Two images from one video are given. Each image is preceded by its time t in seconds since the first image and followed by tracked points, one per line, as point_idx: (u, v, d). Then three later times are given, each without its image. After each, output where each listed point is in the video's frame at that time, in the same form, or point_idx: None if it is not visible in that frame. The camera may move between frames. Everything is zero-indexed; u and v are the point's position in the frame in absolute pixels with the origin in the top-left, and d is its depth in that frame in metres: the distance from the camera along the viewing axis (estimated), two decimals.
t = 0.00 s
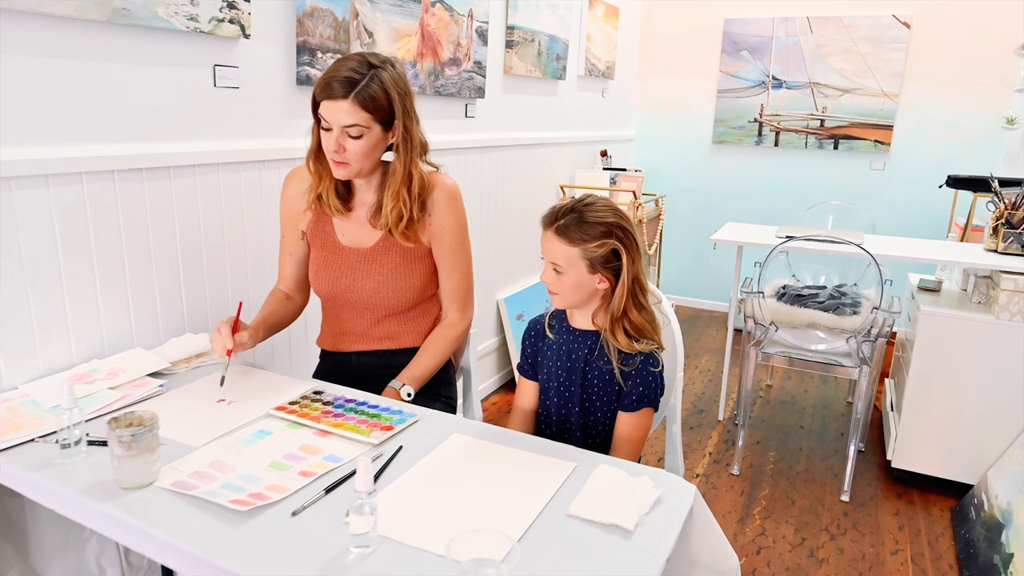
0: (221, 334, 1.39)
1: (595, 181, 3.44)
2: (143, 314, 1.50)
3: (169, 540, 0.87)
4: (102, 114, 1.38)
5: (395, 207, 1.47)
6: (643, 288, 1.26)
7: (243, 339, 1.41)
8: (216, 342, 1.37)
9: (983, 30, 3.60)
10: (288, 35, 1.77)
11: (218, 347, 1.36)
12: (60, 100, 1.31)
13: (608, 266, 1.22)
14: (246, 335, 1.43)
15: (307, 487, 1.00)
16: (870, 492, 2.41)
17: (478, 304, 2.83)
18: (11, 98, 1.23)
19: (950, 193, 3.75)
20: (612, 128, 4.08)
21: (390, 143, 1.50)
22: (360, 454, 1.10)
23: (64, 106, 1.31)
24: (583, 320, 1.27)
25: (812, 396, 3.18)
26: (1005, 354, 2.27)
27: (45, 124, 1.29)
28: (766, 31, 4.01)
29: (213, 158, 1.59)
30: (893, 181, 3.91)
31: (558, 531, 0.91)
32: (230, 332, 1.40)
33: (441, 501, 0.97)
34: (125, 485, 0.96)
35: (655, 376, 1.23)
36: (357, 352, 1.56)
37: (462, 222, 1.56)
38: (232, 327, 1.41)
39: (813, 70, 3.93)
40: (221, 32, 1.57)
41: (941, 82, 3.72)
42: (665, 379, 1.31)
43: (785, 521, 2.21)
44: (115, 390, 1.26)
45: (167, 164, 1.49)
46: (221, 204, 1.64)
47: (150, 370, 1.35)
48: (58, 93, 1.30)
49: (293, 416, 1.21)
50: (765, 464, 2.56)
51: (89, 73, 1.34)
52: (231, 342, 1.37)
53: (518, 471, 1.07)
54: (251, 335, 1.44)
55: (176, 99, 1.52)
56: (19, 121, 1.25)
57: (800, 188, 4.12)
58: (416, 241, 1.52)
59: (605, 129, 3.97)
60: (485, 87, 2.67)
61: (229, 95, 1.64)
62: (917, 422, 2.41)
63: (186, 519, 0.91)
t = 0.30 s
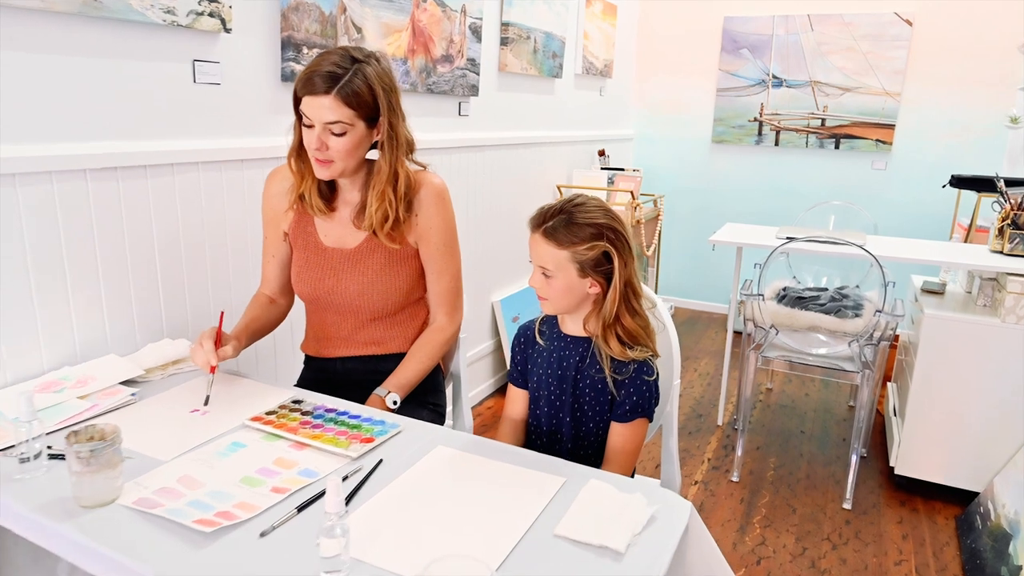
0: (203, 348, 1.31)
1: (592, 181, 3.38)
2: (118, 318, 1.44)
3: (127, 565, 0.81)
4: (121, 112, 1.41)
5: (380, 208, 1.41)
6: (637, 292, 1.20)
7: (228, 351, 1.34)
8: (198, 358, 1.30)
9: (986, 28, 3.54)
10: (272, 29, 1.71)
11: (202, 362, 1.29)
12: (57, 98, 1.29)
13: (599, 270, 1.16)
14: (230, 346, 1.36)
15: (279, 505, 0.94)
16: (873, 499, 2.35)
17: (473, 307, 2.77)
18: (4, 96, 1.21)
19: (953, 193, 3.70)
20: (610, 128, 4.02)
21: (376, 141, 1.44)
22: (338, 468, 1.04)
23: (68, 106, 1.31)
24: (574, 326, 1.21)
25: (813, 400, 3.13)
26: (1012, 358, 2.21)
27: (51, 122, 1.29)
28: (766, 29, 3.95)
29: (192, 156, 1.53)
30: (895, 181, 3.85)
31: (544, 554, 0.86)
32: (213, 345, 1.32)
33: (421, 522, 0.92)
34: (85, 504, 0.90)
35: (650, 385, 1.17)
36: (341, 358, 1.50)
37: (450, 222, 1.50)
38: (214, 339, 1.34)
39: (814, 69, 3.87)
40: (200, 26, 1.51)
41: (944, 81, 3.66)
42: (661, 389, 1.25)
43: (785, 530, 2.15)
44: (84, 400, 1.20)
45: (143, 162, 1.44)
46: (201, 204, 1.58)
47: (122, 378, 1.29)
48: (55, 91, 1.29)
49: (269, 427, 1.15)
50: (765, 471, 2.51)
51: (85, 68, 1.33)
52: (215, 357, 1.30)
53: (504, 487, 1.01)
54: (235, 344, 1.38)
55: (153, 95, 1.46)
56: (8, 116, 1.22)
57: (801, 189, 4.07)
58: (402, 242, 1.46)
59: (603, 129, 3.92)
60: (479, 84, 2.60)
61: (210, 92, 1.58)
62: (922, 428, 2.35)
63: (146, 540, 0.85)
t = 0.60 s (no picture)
0: (179, 350, 1.26)
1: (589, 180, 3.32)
2: (92, 320, 1.39)
3: None
4: (117, 112, 1.39)
5: (365, 206, 1.35)
6: (629, 295, 1.15)
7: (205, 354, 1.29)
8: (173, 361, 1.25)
9: (989, 25, 3.49)
10: (255, 23, 1.66)
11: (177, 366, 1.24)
12: (57, 99, 1.29)
13: (589, 272, 1.10)
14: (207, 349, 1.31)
15: (248, 521, 0.88)
16: (874, 505, 2.30)
17: (467, 308, 2.71)
18: (4, 95, 1.21)
19: (955, 192, 3.65)
20: (608, 126, 3.97)
21: (361, 137, 1.37)
22: (314, 480, 0.99)
23: (67, 106, 1.30)
24: (564, 330, 1.16)
25: (814, 402, 3.08)
26: (1017, 361, 2.16)
27: (48, 121, 1.28)
28: (766, 26, 3.90)
29: (171, 153, 1.48)
30: (897, 180, 3.80)
31: None
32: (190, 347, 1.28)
33: (398, 541, 0.87)
34: (42, 520, 0.85)
35: (643, 393, 1.12)
36: (325, 362, 1.45)
37: (438, 222, 1.45)
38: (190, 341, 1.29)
39: (814, 66, 3.82)
40: (179, 19, 1.46)
41: (947, 78, 3.61)
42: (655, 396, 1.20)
43: (785, 537, 2.09)
44: (51, 407, 1.15)
45: (118, 159, 1.38)
46: (180, 202, 1.52)
47: (93, 385, 1.24)
48: (55, 91, 1.28)
49: (244, 436, 1.10)
50: (765, 475, 2.45)
51: (83, 66, 1.32)
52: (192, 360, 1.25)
53: (488, 502, 0.96)
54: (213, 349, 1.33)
55: (132, 91, 1.41)
56: (8, 116, 1.21)
57: (801, 188, 4.01)
58: (388, 242, 1.40)
59: (601, 127, 3.86)
60: (473, 81, 2.53)
61: (190, 87, 1.53)
62: (925, 433, 2.30)
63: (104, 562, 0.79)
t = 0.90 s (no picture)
0: (146, 354, 1.22)
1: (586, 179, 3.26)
2: (61, 324, 1.34)
3: None
4: (109, 110, 1.38)
5: (346, 207, 1.30)
6: (616, 299, 1.10)
7: (174, 358, 1.25)
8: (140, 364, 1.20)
9: (992, 21, 3.43)
10: (236, 16, 1.60)
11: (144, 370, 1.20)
12: (56, 99, 1.28)
13: (574, 276, 1.06)
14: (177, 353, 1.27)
15: (207, 542, 0.84)
16: (874, 512, 2.25)
17: (459, 309, 2.66)
18: (4, 95, 1.20)
19: (957, 191, 3.59)
20: (605, 125, 3.92)
21: (341, 134, 1.31)
22: (281, 497, 0.94)
23: (67, 106, 1.30)
24: (549, 337, 1.12)
25: (813, 405, 3.03)
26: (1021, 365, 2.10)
27: (49, 121, 1.28)
28: (765, 23, 3.84)
29: (146, 151, 1.43)
30: (897, 179, 3.75)
31: None
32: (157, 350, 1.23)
33: (364, 565, 0.82)
34: None
35: (631, 403, 1.07)
36: (304, 368, 1.40)
37: (421, 222, 1.39)
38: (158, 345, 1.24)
39: (814, 64, 3.77)
40: (154, 11, 1.41)
41: (948, 76, 3.55)
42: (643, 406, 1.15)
43: (782, 545, 2.04)
44: (12, 417, 1.10)
45: (89, 158, 1.33)
46: (155, 201, 1.47)
47: (59, 393, 1.19)
48: (55, 91, 1.28)
49: (212, 448, 1.05)
50: (762, 481, 2.40)
51: (73, 63, 1.30)
52: (159, 363, 1.20)
53: (464, 519, 0.91)
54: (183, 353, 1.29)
55: (105, 86, 1.36)
56: (8, 116, 1.21)
57: (801, 187, 3.96)
58: (370, 244, 1.35)
59: (597, 125, 3.81)
60: (466, 78, 2.47)
61: (166, 82, 1.48)
62: (928, 439, 2.24)
63: None
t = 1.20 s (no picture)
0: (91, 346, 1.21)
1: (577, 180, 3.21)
2: (22, 329, 1.28)
3: None
4: (75, 106, 1.32)
5: (318, 208, 1.25)
6: (593, 304, 1.07)
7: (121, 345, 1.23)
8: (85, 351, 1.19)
9: (989, 21, 3.39)
10: (208, 10, 1.55)
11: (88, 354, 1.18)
12: (57, 98, 1.29)
13: (547, 281, 1.03)
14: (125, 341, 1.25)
15: (153, 565, 0.80)
16: (870, 520, 2.20)
17: (447, 313, 2.60)
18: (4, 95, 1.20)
19: (954, 192, 3.55)
20: (597, 125, 3.87)
21: (314, 132, 1.25)
22: (236, 514, 0.89)
23: (67, 106, 1.30)
24: (525, 343, 1.09)
25: (807, 410, 2.98)
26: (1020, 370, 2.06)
27: (50, 121, 1.28)
28: (759, 22, 3.80)
29: (113, 149, 1.37)
30: (893, 180, 3.70)
31: None
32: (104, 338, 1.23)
33: None
34: None
35: (611, 414, 1.04)
36: (276, 375, 1.35)
37: (397, 224, 1.34)
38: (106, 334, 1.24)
39: (809, 63, 3.72)
40: (120, 4, 1.35)
41: (945, 76, 3.51)
42: (624, 416, 1.12)
43: (775, 555, 1.99)
44: None
45: (52, 156, 1.27)
46: (121, 201, 1.42)
47: (13, 402, 1.14)
48: (56, 91, 1.28)
49: (168, 461, 1.00)
50: (755, 488, 2.35)
51: (37, 57, 1.24)
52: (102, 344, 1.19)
53: (432, 537, 0.85)
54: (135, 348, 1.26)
55: (69, 81, 1.30)
56: (9, 116, 1.21)
57: (796, 188, 3.91)
58: (344, 247, 1.30)
59: (590, 125, 3.76)
60: (452, 76, 2.42)
61: (134, 78, 1.42)
62: (925, 445, 2.19)
63: None
